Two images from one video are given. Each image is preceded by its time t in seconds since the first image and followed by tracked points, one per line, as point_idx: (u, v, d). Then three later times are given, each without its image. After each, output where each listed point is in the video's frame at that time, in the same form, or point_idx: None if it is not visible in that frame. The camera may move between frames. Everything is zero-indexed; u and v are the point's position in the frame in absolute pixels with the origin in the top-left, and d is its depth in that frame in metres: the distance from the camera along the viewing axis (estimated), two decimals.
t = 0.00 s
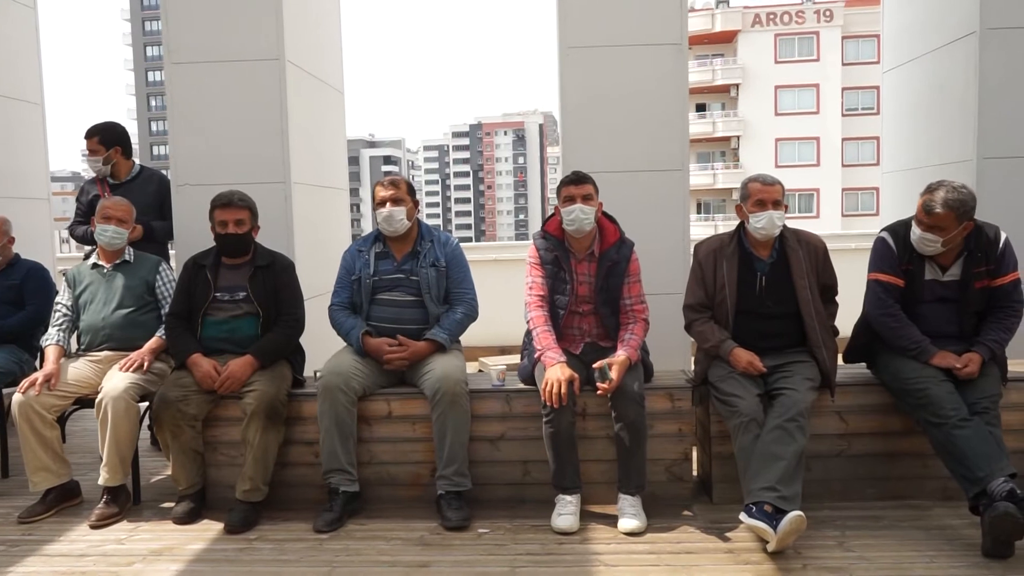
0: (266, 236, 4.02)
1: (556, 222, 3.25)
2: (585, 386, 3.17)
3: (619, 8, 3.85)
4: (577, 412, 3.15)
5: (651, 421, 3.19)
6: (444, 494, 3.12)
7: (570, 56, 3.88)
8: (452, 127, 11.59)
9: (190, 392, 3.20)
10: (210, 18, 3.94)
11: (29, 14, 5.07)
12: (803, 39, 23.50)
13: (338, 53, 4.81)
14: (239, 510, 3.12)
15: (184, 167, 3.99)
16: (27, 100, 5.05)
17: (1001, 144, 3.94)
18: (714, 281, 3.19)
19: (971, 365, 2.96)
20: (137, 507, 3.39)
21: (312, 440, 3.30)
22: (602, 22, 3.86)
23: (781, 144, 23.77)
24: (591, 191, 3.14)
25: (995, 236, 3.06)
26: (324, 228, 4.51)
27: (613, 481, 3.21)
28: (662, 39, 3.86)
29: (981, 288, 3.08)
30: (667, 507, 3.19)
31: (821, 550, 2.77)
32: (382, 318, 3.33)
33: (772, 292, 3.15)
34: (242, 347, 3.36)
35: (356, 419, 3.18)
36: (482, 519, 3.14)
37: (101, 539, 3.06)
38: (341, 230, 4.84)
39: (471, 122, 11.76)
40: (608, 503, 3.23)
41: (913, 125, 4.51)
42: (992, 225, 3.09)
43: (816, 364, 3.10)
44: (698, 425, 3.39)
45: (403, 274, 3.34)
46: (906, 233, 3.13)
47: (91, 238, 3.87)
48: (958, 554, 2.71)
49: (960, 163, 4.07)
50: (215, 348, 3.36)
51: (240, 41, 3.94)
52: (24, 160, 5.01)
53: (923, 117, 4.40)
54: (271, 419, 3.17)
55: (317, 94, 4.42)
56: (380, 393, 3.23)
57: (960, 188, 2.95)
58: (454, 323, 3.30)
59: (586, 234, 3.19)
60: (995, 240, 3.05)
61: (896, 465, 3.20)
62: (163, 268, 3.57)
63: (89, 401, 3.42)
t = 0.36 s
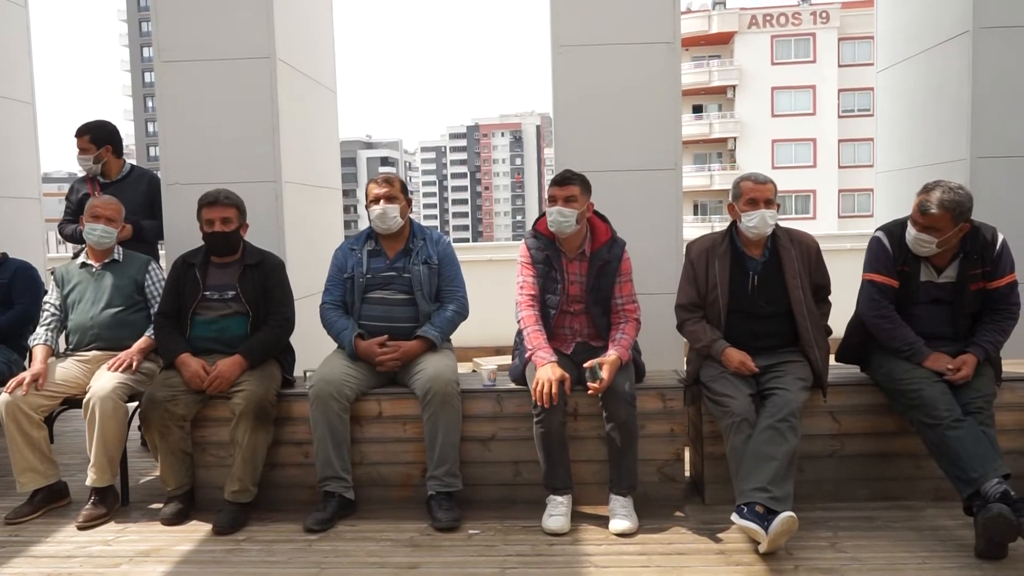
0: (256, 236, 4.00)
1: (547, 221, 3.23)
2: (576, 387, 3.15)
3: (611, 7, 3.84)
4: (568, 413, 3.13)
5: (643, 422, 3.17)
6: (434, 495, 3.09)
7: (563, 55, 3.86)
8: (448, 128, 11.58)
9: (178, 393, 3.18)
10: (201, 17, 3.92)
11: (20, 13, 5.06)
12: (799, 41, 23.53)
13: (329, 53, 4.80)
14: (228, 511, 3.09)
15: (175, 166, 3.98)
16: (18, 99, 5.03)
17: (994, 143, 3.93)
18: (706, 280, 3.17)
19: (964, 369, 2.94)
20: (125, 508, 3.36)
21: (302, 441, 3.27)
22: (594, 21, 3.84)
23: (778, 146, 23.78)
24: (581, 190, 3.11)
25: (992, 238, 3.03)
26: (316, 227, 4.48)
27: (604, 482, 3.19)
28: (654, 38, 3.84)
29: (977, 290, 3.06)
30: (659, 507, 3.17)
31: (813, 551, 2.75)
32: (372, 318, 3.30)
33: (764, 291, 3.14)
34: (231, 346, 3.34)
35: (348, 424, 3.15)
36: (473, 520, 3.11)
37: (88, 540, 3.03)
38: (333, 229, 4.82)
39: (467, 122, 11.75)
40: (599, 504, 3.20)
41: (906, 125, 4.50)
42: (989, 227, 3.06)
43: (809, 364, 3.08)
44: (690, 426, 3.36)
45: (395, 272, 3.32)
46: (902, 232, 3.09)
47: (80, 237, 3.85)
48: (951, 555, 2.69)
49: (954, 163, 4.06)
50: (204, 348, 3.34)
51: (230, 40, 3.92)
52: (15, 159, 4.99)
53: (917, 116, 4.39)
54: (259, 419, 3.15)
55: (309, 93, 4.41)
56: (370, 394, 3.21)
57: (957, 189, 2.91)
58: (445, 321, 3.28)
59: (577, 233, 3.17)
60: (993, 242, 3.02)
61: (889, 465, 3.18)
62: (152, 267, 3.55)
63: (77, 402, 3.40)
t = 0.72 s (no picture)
0: (252, 238, 3.99)
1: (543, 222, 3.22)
2: (571, 389, 3.14)
3: (607, 8, 3.83)
4: (563, 415, 3.12)
5: (638, 424, 3.16)
6: (429, 498, 3.08)
7: (559, 56, 3.85)
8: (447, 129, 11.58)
9: (172, 395, 3.17)
10: (196, 19, 3.92)
11: (16, 16, 5.06)
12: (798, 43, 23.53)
13: (326, 54, 4.79)
14: (221, 514, 3.08)
15: (170, 167, 3.97)
16: (13, 100, 5.03)
17: (991, 144, 3.92)
18: (701, 282, 3.16)
19: (958, 361, 2.93)
20: (119, 511, 3.35)
21: (296, 443, 3.26)
22: (590, 22, 3.84)
23: (778, 148, 23.78)
24: (576, 192, 3.10)
25: (978, 226, 3.07)
26: (312, 228, 4.47)
27: (600, 484, 3.17)
28: (651, 39, 3.84)
29: (966, 279, 3.07)
30: (655, 510, 3.16)
31: (808, 555, 2.74)
32: (366, 319, 3.29)
33: (759, 293, 3.13)
34: (225, 348, 3.33)
35: (343, 427, 3.14)
36: (468, 523, 3.10)
37: (81, 543, 3.02)
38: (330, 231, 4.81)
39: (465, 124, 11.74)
40: (596, 507, 3.19)
41: (904, 126, 4.49)
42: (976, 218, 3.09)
43: (804, 366, 3.07)
44: (687, 428, 3.35)
45: (389, 272, 3.31)
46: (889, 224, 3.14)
47: (75, 238, 3.84)
48: (947, 558, 2.68)
49: (951, 165, 4.05)
50: (198, 350, 3.33)
51: (226, 41, 3.92)
52: (10, 161, 4.98)
53: (914, 117, 4.39)
54: (254, 422, 3.14)
55: (304, 94, 4.40)
56: (365, 395, 3.20)
57: (935, 169, 3.04)
58: (439, 322, 3.26)
59: (573, 234, 3.15)
60: (979, 230, 3.05)
61: (886, 468, 3.17)
62: (147, 269, 3.54)
63: (71, 404, 3.40)
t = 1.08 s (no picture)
0: (245, 240, 3.97)
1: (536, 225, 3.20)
2: (565, 392, 3.13)
3: (602, 9, 3.82)
4: (557, 418, 3.10)
5: (633, 427, 3.14)
6: (423, 501, 3.06)
7: (554, 57, 3.84)
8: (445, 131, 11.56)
9: (164, 398, 3.15)
10: (190, 19, 3.90)
11: (9, 16, 5.03)
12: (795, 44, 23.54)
13: (320, 56, 4.77)
14: (214, 518, 3.06)
15: (164, 168, 3.95)
16: (6, 101, 5.00)
17: (987, 146, 3.92)
18: (697, 284, 3.15)
19: (943, 335, 2.95)
20: (111, 515, 3.32)
21: (289, 446, 3.24)
22: (586, 23, 3.82)
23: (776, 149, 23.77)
24: (571, 194, 3.09)
25: (957, 220, 3.16)
26: (307, 230, 4.46)
27: (595, 488, 3.16)
28: (646, 40, 3.82)
29: (951, 267, 3.11)
30: (650, 513, 3.14)
31: (804, 558, 2.72)
32: (360, 322, 3.27)
33: (755, 295, 3.11)
34: (218, 351, 3.31)
35: (336, 430, 3.12)
36: (461, 527, 3.08)
37: (72, 547, 3.00)
38: (324, 233, 4.79)
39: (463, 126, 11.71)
40: (590, 510, 3.18)
41: (900, 127, 4.48)
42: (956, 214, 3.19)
43: (800, 369, 3.06)
44: (682, 431, 3.34)
45: (383, 274, 3.29)
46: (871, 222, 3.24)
47: (66, 240, 3.83)
48: (942, 561, 2.66)
49: (947, 167, 4.04)
50: (190, 353, 3.31)
51: (220, 42, 3.90)
52: (3, 162, 4.96)
53: (910, 118, 4.38)
54: (246, 425, 3.12)
55: (298, 95, 4.38)
56: (358, 398, 3.18)
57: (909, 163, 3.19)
58: (433, 324, 3.25)
59: (567, 236, 3.13)
60: (958, 223, 3.15)
61: (881, 471, 3.15)
62: (140, 271, 3.52)
63: (63, 407, 3.37)
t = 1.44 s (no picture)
0: (237, 240, 3.95)
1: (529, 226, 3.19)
2: (558, 393, 3.11)
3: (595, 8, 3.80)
4: (550, 419, 3.09)
5: (626, 427, 3.13)
6: (415, 502, 3.04)
7: (548, 56, 3.82)
8: (439, 131, 11.55)
9: (154, 399, 3.13)
10: (181, 18, 3.88)
11: None
12: (790, 44, 23.57)
13: (313, 56, 4.75)
14: (204, 520, 3.03)
15: (155, 168, 3.93)
16: None
17: (980, 145, 3.91)
18: (690, 283, 3.14)
19: (933, 328, 2.98)
20: (101, 517, 3.30)
21: (281, 448, 3.22)
22: (579, 23, 3.81)
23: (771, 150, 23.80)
24: (560, 194, 3.06)
25: (944, 218, 3.20)
26: (299, 230, 4.44)
27: (588, 489, 3.14)
28: (639, 40, 3.81)
29: (942, 260, 3.12)
30: (643, 514, 3.13)
31: (798, 559, 2.71)
32: (351, 324, 3.25)
33: (748, 294, 3.10)
34: (208, 352, 3.29)
35: (327, 432, 3.10)
36: (454, 528, 3.06)
37: (60, 550, 2.97)
38: (317, 233, 4.77)
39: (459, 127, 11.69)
40: (584, 511, 3.16)
41: (894, 127, 4.48)
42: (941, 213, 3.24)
43: (794, 369, 3.05)
44: (675, 431, 3.32)
45: (374, 276, 3.27)
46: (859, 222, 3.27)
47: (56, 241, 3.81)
48: (937, 562, 2.65)
49: (941, 166, 4.04)
50: (181, 354, 3.29)
51: (211, 40, 3.88)
52: None
53: (903, 118, 4.38)
54: (237, 426, 3.09)
55: (290, 95, 4.36)
56: (350, 399, 3.16)
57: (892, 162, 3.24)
58: (426, 325, 3.23)
59: (560, 236, 3.11)
60: (945, 221, 3.18)
61: (875, 471, 3.14)
62: (130, 272, 3.50)
63: (52, 408, 3.35)
